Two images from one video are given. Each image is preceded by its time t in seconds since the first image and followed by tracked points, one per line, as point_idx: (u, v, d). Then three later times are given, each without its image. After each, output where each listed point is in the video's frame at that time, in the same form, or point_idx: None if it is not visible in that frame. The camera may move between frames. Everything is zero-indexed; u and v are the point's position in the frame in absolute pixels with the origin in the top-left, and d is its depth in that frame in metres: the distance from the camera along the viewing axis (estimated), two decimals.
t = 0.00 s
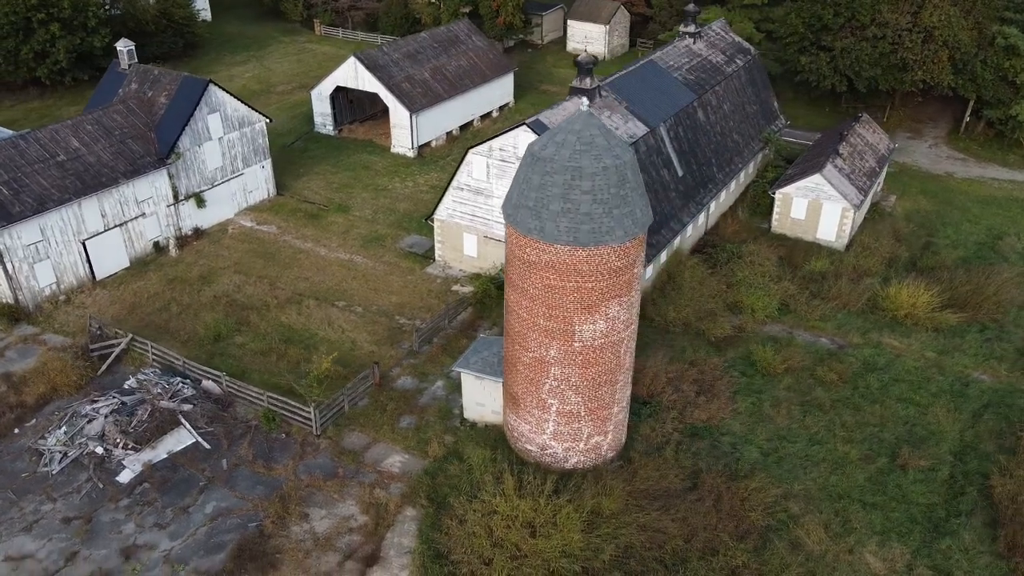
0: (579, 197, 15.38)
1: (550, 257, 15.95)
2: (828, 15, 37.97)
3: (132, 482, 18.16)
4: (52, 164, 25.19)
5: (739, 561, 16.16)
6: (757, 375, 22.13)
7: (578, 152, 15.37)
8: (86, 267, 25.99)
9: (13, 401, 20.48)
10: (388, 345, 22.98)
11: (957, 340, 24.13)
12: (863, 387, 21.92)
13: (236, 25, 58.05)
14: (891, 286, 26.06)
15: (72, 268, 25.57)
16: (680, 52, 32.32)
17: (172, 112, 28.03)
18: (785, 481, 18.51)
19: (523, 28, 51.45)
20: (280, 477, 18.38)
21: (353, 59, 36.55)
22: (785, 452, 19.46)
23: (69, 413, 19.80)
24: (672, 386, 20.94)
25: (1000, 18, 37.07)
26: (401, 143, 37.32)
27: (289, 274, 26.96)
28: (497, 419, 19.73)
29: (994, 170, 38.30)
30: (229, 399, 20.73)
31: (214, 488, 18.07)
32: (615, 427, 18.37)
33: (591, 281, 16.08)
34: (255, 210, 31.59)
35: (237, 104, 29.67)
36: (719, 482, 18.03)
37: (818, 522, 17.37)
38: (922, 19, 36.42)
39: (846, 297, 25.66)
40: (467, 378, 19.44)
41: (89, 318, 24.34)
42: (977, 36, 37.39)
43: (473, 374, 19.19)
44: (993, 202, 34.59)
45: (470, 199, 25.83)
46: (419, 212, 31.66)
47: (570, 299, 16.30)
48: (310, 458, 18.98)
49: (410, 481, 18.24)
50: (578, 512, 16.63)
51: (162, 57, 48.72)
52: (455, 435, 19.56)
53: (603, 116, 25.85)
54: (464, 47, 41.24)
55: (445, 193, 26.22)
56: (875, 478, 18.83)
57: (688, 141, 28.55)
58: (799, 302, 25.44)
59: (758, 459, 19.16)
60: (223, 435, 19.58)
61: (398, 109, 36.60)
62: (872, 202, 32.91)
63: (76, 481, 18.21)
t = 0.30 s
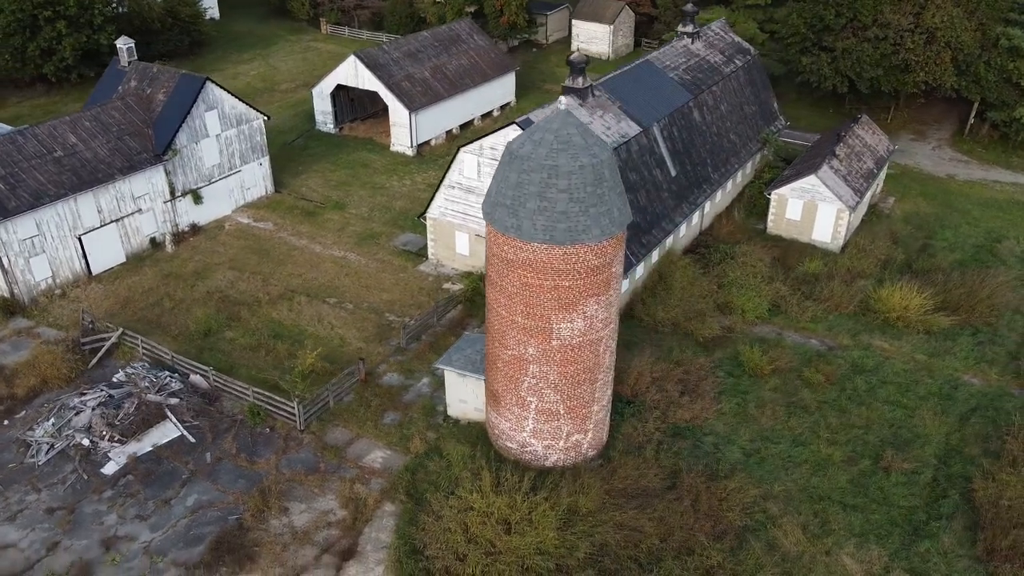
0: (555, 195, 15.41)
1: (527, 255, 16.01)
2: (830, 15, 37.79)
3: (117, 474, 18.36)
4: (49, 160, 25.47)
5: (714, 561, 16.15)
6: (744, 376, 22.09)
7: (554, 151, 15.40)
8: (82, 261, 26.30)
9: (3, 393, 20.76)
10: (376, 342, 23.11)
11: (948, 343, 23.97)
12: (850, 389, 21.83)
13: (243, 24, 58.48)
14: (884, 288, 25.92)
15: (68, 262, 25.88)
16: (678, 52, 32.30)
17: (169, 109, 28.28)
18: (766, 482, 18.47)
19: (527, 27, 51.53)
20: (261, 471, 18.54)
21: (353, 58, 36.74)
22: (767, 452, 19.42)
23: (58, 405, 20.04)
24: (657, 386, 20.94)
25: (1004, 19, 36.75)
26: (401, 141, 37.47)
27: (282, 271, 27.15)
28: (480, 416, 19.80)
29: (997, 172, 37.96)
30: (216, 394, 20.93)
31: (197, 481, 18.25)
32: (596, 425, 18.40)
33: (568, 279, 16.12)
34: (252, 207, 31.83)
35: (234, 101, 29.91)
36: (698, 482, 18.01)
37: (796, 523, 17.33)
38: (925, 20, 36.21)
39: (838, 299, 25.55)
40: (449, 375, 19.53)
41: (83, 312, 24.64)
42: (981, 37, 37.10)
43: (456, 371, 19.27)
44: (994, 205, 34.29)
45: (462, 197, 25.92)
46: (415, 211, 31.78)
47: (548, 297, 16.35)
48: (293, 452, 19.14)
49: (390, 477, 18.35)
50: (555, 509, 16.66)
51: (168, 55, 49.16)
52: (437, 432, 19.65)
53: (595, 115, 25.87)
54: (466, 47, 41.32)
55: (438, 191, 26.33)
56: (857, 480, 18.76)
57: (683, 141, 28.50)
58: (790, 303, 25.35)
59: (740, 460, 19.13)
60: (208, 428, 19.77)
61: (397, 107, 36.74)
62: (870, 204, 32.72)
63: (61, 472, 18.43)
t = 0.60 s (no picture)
0: (535, 194, 15.45)
1: (507, 253, 16.06)
2: (832, 16, 37.64)
3: (104, 467, 18.56)
4: (48, 156, 25.70)
5: (692, 561, 16.12)
6: (732, 377, 22.03)
7: (534, 150, 15.45)
8: (80, 257, 26.58)
9: None
10: (366, 339, 23.22)
11: (942, 347, 23.80)
12: (839, 391, 21.74)
13: (251, 22, 58.86)
14: (878, 290, 25.77)
15: (66, 257, 26.16)
16: (676, 52, 32.30)
17: (168, 107, 28.51)
18: (749, 484, 18.41)
19: (531, 27, 51.56)
20: (247, 466, 18.68)
21: (354, 57, 36.91)
22: (752, 454, 19.36)
23: (49, 398, 20.25)
24: (644, 386, 20.92)
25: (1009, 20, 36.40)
26: (401, 140, 37.63)
27: (277, 268, 27.32)
28: (465, 414, 19.88)
29: (1001, 175, 37.62)
30: (205, 389, 21.11)
31: (182, 475, 18.41)
32: (579, 424, 18.42)
33: (548, 277, 16.16)
34: (250, 204, 32.06)
35: (233, 100, 30.14)
36: (681, 482, 17.98)
37: (778, 524, 17.28)
38: (928, 21, 35.96)
39: (832, 301, 25.42)
40: (434, 373, 19.62)
41: (79, 307, 24.93)
42: (985, 39, 36.76)
43: (441, 368, 19.35)
44: (996, 207, 33.99)
45: (455, 196, 25.97)
46: (412, 209, 31.88)
47: (528, 295, 16.38)
48: (279, 448, 19.27)
49: (374, 473, 18.44)
50: (534, 508, 16.69)
51: (174, 53, 49.56)
52: (422, 429, 19.73)
53: (588, 114, 26.01)
54: (468, 46, 41.36)
55: (431, 189, 26.41)
56: (842, 483, 18.68)
57: (678, 141, 28.50)
58: (783, 305, 25.25)
59: (724, 461, 19.09)
60: (196, 423, 19.95)
61: (398, 106, 36.87)
62: (869, 206, 32.52)
63: (50, 464, 18.64)
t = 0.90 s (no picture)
0: (514, 191, 15.49)
1: (487, 250, 16.10)
2: (834, 16, 37.27)
3: (91, 460, 18.75)
4: (46, 152, 25.97)
5: (670, 560, 16.11)
6: (720, 377, 22.00)
7: (515, 147, 15.49)
8: (77, 252, 26.86)
9: None
10: (356, 336, 23.33)
11: (934, 349, 23.66)
12: (828, 392, 21.65)
13: (258, 21, 59.23)
14: (872, 292, 25.63)
15: (63, 252, 26.44)
16: (674, 52, 32.25)
17: (166, 104, 28.75)
18: (731, 484, 18.38)
19: (535, 27, 51.60)
20: (232, 460, 18.83)
21: (355, 55, 37.05)
22: (736, 454, 19.31)
23: (40, 391, 20.47)
24: (631, 385, 20.91)
25: (1014, 21, 36.06)
26: (401, 139, 37.76)
27: (272, 264, 27.50)
28: (451, 411, 19.95)
29: (1004, 177, 37.28)
30: (195, 383, 21.30)
31: (168, 469, 18.58)
32: (562, 422, 18.46)
33: (528, 275, 16.19)
34: (249, 201, 32.27)
35: (232, 97, 30.37)
36: (663, 481, 17.96)
37: (758, 524, 17.23)
38: (931, 21, 35.75)
39: (825, 302, 25.31)
40: (420, 369, 19.70)
41: (74, 301, 25.22)
42: (990, 39, 36.44)
43: (427, 365, 19.43)
44: (997, 209, 33.71)
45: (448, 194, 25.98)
46: (408, 207, 31.99)
47: (509, 293, 16.42)
48: (264, 443, 19.40)
49: (357, 468, 18.54)
50: (513, 505, 16.72)
51: (180, 51, 49.95)
52: (407, 426, 19.81)
53: (582, 114, 26.09)
54: (470, 45, 41.41)
55: (425, 188, 26.45)
56: (826, 484, 18.61)
57: (674, 141, 28.47)
58: (775, 305, 25.15)
59: (708, 461, 19.06)
60: (183, 417, 20.12)
61: (398, 105, 37.01)
62: (867, 207, 32.35)
63: (38, 456, 18.85)
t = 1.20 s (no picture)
0: (492, 189, 15.54)
1: (467, 248, 16.15)
2: (835, 16, 37.13)
3: (78, 452, 18.96)
4: (44, 147, 26.23)
5: (647, 559, 16.12)
6: (708, 377, 21.97)
7: (493, 145, 15.54)
8: (74, 247, 27.14)
9: None
10: (346, 332, 23.46)
11: (925, 352, 23.52)
12: (815, 394, 21.57)
13: (264, 19, 59.54)
14: (865, 293, 25.51)
15: (60, 247, 26.73)
16: (672, 52, 32.23)
17: (164, 101, 28.97)
18: (713, 484, 18.36)
19: (539, 26, 51.66)
20: (216, 454, 18.99)
21: (355, 53, 37.21)
22: (720, 454, 19.28)
23: (30, 384, 20.69)
24: (616, 384, 20.92)
25: (1017, 22, 35.68)
26: (401, 137, 37.87)
27: (266, 261, 27.68)
28: (435, 408, 20.03)
29: (1007, 179, 36.96)
30: (183, 378, 21.48)
31: (153, 462, 18.76)
32: (544, 420, 18.51)
33: (508, 273, 16.23)
34: (247, 198, 32.49)
35: (230, 94, 30.57)
36: (644, 480, 17.96)
37: (738, 524, 17.19)
38: (932, 22, 35.57)
39: (817, 303, 25.21)
40: (405, 366, 19.78)
41: (69, 295, 25.50)
42: (993, 40, 36.09)
43: (411, 362, 19.51)
44: (998, 212, 33.44)
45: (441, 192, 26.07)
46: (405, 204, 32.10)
47: (488, 290, 16.47)
48: (249, 437, 19.55)
49: (340, 464, 18.65)
50: (492, 502, 16.76)
51: (186, 48, 50.29)
52: (392, 422, 19.91)
53: (574, 113, 26.16)
54: (471, 44, 41.49)
55: (418, 185, 26.55)
56: (809, 485, 18.55)
57: (668, 140, 28.45)
58: (766, 306, 25.05)
59: (691, 460, 19.04)
60: (170, 411, 20.30)
61: (397, 103, 37.13)
62: (865, 208, 32.18)
63: (26, 448, 19.07)
